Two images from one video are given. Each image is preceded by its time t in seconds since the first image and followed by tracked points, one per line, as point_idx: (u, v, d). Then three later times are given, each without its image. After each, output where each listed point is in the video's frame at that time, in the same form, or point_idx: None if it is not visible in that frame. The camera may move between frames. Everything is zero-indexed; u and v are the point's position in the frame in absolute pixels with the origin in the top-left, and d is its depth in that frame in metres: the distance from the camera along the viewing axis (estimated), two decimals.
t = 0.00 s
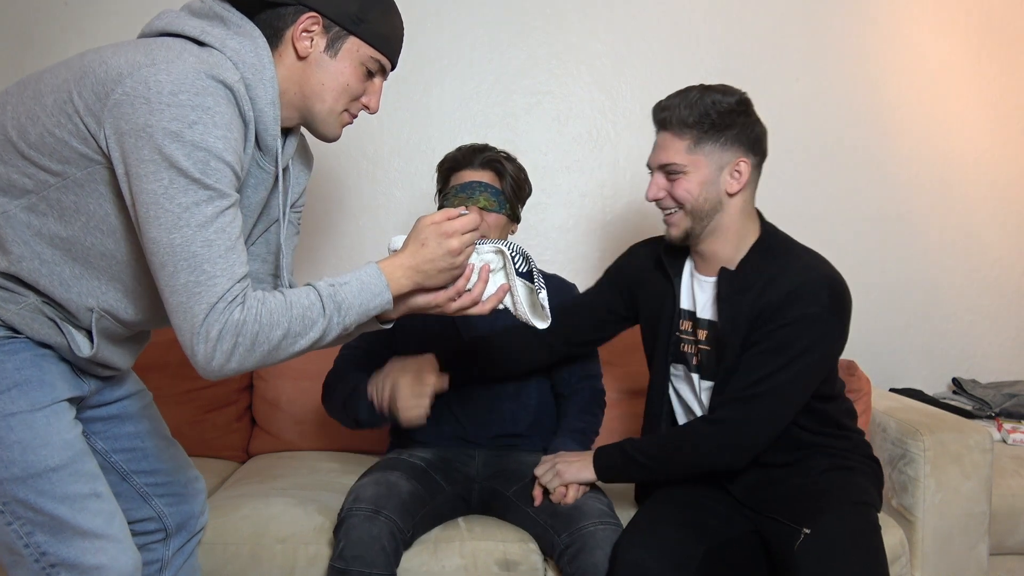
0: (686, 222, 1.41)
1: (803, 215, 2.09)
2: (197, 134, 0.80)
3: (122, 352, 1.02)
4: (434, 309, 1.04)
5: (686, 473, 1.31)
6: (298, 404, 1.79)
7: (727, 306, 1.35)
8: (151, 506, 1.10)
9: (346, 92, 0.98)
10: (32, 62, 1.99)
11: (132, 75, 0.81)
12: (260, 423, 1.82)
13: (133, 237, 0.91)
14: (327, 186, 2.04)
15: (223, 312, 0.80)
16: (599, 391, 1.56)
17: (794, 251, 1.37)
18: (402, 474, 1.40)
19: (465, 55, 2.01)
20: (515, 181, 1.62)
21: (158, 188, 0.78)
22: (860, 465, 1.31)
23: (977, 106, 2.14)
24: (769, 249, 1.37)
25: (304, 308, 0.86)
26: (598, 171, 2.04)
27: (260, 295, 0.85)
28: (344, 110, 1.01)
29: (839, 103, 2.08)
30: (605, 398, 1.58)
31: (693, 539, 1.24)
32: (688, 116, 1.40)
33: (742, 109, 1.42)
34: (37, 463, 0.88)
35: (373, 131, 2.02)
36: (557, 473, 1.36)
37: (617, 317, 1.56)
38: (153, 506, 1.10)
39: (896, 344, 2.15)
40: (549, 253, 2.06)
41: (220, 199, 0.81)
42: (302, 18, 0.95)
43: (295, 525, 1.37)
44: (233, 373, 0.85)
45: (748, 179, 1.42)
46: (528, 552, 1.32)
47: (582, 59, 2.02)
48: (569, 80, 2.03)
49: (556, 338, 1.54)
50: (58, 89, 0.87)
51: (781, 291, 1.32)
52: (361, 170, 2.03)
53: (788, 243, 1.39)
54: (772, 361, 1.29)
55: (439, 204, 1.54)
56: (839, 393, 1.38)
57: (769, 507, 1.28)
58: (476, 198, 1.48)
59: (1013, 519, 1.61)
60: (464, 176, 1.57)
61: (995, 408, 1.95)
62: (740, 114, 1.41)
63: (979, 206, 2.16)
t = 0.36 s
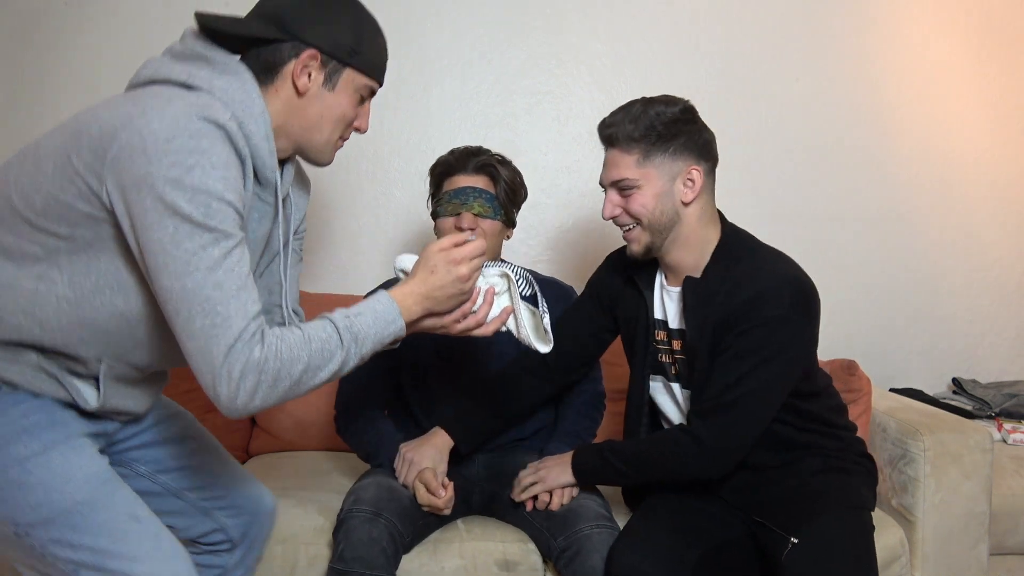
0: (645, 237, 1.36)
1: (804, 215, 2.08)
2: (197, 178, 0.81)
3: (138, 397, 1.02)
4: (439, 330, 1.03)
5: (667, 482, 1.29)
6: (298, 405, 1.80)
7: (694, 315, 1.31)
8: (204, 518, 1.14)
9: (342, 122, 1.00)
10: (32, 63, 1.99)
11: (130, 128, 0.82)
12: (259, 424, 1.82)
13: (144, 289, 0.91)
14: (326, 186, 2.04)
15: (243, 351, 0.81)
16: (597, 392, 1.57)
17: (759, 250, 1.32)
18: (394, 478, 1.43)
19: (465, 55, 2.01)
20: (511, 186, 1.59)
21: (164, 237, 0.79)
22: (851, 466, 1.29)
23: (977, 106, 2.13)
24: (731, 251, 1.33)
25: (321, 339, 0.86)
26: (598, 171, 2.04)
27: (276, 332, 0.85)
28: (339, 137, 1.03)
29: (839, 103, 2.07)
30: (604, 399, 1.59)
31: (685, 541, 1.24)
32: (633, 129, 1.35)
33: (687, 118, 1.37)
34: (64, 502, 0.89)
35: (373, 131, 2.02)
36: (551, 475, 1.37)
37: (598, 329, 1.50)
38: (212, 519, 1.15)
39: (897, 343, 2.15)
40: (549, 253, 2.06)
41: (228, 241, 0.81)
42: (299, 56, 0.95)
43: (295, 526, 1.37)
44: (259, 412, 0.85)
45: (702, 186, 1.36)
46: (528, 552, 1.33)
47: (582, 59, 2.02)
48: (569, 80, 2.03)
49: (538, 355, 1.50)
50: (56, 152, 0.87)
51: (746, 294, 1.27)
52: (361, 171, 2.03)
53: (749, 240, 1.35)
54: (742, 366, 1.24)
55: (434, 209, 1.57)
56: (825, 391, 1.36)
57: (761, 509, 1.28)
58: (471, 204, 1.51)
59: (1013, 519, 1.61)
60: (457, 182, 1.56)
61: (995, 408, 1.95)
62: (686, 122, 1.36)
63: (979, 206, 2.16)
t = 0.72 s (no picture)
0: (643, 251, 1.34)
1: (803, 215, 2.09)
2: (171, 304, 0.94)
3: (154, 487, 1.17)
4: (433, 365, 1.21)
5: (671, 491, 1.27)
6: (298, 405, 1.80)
7: (697, 325, 1.29)
8: (256, 535, 1.24)
9: (283, 207, 1.11)
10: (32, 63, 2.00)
11: (107, 283, 0.95)
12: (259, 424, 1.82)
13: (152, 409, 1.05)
14: (326, 187, 2.04)
15: (273, 435, 0.97)
16: (596, 392, 1.57)
17: (761, 257, 1.31)
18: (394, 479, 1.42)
19: (465, 55, 2.01)
20: (507, 188, 1.58)
21: (162, 365, 0.94)
22: (855, 467, 1.29)
23: (977, 106, 2.13)
24: (735, 258, 1.30)
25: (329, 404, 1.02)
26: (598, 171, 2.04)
27: (284, 411, 1.00)
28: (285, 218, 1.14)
29: (839, 104, 2.07)
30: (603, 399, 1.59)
31: (687, 545, 1.24)
32: (630, 144, 1.30)
33: (685, 128, 1.30)
34: (116, 560, 1.02)
35: (373, 131, 2.02)
36: (552, 477, 1.37)
37: (597, 331, 1.49)
38: (263, 531, 1.24)
39: (896, 344, 2.15)
40: (549, 253, 2.06)
41: (211, 347, 0.95)
42: (233, 157, 1.05)
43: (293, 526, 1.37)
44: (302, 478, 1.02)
45: (700, 199, 1.32)
46: (528, 552, 1.33)
47: (582, 59, 2.02)
48: (569, 80, 2.02)
49: (539, 357, 1.49)
50: (48, 334, 1.00)
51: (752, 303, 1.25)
52: (361, 171, 2.03)
53: (754, 248, 1.33)
54: (748, 379, 1.22)
55: (431, 210, 1.57)
56: (826, 393, 1.34)
57: (766, 515, 1.27)
58: (466, 206, 1.51)
59: (1013, 520, 1.61)
60: (454, 183, 1.56)
61: (995, 408, 1.95)
62: (685, 134, 1.30)
63: (979, 207, 2.15)
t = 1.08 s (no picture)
0: (639, 252, 1.36)
1: (803, 215, 2.09)
2: (178, 302, 1.00)
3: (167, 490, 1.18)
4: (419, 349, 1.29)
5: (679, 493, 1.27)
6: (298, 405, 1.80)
7: (707, 331, 1.29)
8: (272, 537, 1.25)
9: (254, 211, 1.18)
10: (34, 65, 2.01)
11: (114, 287, 1.00)
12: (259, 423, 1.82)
13: (167, 405, 1.08)
14: (326, 187, 2.04)
15: (282, 416, 1.03)
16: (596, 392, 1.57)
17: (771, 264, 1.31)
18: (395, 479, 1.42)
19: (465, 55, 2.01)
20: (508, 186, 1.58)
21: (172, 360, 0.99)
22: (860, 467, 1.29)
23: (978, 106, 2.13)
24: (745, 267, 1.30)
25: (330, 388, 1.08)
26: (598, 171, 2.04)
27: (287, 396, 1.06)
28: (258, 223, 1.21)
29: (839, 104, 2.07)
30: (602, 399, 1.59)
31: (689, 547, 1.24)
32: (632, 147, 1.30)
33: (689, 134, 1.28)
34: (134, 551, 1.00)
35: (373, 131, 2.02)
36: (551, 477, 1.37)
37: (600, 333, 1.49)
38: (262, 527, 1.26)
39: (896, 344, 2.15)
40: (549, 253, 2.06)
41: (217, 340, 1.01)
42: (202, 163, 1.12)
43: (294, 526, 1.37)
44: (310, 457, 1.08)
45: (697, 208, 1.30)
46: (528, 552, 1.33)
47: (582, 59, 2.02)
48: (569, 80, 2.02)
49: (541, 355, 1.49)
50: (53, 338, 1.03)
51: (763, 311, 1.25)
52: (361, 171, 2.03)
53: (770, 257, 1.33)
54: (757, 388, 1.21)
55: (432, 208, 1.57)
56: (832, 396, 1.35)
57: (772, 516, 1.27)
58: (466, 203, 1.51)
59: (1013, 520, 1.60)
60: (455, 181, 1.56)
61: (995, 408, 1.95)
62: (689, 142, 1.28)
63: (980, 207, 2.15)
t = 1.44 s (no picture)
0: (629, 254, 1.35)
1: (804, 215, 2.08)
2: (209, 292, 1.03)
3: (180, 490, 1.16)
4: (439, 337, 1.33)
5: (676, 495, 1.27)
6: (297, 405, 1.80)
7: (701, 332, 1.28)
8: (277, 538, 1.27)
9: (267, 214, 1.18)
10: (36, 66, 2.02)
11: (146, 283, 1.02)
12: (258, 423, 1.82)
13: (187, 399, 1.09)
14: (326, 187, 2.03)
15: (318, 392, 1.07)
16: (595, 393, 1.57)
17: (764, 265, 1.30)
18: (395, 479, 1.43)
19: (465, 55, 2.01)
20: (510, 186, 1.59)
21: (208, 348, 1.02)
22: (858, 467, 1.29)
23: (978, 106, 2.13)
24: (738, 268, 1.30)
25: (360, 364, 1.12)
26: (599, 171, 2.04)
27: (319, 373, 1.10)
28: (271, 225, 1.21)
29: (840, 104, 2.07)
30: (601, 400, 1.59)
31: (689, 547, 1.24)
32: (628, 149, 1.30)
33: (686, 138, 1.28)
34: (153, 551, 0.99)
35: (372, 131, 2.02)
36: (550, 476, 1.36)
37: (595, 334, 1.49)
38: (267, 531, 1.27)
39: (896, 344, 2.15)
40: (549, 253, 2.06)
41: (249, 325, 1.04)
42: (215, 167, 1.13)
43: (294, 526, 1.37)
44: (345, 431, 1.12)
45: (691, 212, 1.30)
46: (528, 552, 1.33)
47: (582, 59, 2.02)
48: (569, 80, 2.02)
49: (537, 355, 1.49)
50: (83, 337, 1.04)
51: (756, 312, 1.24)
52: (361, 171, 2.03)
53: (764, 258, 1.33)
54: (752, 390, 1.22)
55: (433, 208, 1.57)
56: (827, 395, 1.34)
57: (770, 516, 1.27)
58: (468, 202, 1.51)
59: (1013, 520, 1.61)
60: (457, 181, 1.56)
61: (995, 408, 1.95)
62: (685, 146, 1.28)
63: (980, 206, 2.15)
